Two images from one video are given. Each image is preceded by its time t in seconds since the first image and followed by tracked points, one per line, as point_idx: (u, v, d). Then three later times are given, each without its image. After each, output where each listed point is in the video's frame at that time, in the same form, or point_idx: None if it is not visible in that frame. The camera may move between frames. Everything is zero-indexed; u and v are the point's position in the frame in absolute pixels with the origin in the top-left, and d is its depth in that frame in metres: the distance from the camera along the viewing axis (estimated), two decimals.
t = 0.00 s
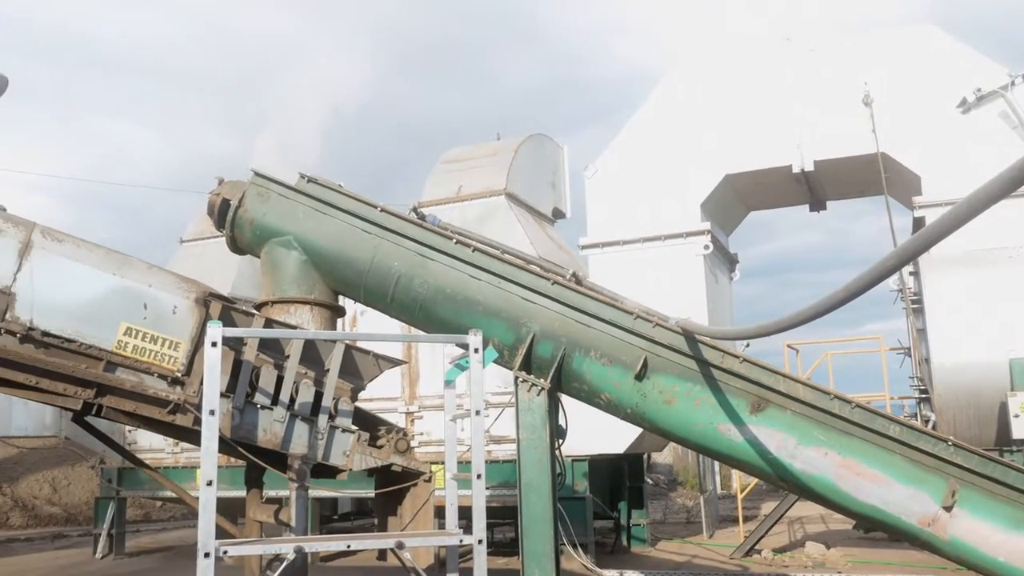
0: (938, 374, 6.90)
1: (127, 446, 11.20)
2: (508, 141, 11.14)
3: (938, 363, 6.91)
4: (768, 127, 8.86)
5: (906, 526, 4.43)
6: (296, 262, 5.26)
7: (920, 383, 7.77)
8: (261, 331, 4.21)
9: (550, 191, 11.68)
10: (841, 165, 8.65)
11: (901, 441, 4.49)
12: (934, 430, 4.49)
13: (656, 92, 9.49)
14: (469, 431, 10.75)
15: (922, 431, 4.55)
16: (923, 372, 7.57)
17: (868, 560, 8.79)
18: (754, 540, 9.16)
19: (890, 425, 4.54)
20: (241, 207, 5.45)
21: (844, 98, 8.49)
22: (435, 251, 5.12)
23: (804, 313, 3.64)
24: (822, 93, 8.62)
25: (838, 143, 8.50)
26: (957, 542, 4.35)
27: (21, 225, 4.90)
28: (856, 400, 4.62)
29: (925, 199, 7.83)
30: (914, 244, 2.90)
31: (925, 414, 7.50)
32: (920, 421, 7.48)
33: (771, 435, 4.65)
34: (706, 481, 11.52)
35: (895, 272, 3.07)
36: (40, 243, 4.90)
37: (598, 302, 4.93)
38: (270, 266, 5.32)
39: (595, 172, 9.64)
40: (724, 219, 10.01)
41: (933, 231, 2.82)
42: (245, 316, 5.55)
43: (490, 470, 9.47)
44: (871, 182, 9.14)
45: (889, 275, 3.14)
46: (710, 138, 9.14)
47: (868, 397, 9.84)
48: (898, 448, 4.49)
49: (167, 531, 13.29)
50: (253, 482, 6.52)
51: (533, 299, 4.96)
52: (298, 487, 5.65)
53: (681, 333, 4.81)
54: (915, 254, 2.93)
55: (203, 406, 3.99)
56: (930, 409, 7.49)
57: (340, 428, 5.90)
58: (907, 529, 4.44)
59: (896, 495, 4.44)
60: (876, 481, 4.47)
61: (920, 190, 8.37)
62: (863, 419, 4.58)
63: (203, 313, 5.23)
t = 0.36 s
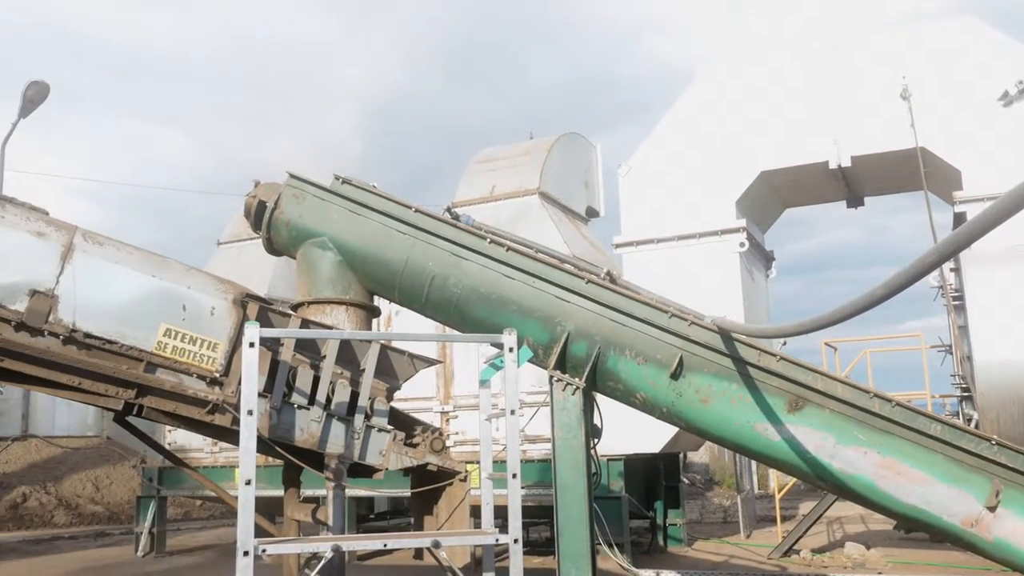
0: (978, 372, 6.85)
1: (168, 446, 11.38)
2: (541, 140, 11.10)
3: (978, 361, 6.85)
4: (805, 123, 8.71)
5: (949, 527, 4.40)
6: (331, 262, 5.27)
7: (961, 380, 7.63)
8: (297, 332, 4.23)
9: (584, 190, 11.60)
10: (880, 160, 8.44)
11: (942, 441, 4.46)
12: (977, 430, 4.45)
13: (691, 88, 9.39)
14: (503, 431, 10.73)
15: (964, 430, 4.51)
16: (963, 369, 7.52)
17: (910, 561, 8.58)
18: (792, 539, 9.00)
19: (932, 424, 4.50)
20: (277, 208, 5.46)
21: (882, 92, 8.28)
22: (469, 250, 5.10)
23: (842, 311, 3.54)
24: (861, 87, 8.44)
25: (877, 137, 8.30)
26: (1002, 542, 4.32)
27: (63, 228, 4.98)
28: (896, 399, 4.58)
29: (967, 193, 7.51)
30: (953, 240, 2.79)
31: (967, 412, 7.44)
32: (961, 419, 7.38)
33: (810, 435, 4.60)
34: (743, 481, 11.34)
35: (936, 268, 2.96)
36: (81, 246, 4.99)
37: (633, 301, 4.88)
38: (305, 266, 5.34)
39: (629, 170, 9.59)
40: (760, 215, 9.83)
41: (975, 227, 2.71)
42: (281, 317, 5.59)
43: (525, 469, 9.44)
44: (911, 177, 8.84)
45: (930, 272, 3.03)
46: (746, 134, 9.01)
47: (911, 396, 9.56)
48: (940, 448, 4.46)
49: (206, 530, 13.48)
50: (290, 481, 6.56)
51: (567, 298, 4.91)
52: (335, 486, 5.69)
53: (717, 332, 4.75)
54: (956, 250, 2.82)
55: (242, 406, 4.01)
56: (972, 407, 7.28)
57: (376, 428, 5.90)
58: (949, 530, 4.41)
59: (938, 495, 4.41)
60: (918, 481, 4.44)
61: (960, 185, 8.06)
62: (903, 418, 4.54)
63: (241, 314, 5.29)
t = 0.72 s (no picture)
0: (1015, 369, 6.68)
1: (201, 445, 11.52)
2: (568, 138, 11.06)
3: (1016, 358, 6.68)
4: (837, 117, 8.57)
5: (985, 526, 4.33)
6: (360, 262, 5.28)
7: (998, 377, 7.44)
8: (327, 331, 4.23)
9: (612, 188, 11.54)
10: (913, 156, 8.27)
11: (978, 439, 4.39)
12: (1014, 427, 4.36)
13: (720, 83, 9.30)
14: (532, 430, 10.72)
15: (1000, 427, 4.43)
16: (999, 366, 7.37)
17: (945, 561, 8.40)
18: (825, 538, 8.86)
19: (967, 422, 4.42)
20: (306, 209, 5.48)
21: (916, 84, 8.12)
22: (497, 249, 5.08)
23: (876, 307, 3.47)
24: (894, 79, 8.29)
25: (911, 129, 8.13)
26: None
27: (97, 229, 5.06)
28: (929, 396, 4.51)
29: (1002, 188, 7.33)
30: (990, 236, 2.72)
31: (1004, 410, 7.23)
32: (998, 417, 7.18)
33: (842, 433, 4.53)
34: (774, 479, 11.20)
35: (972, 264, 2.88)
36: (115, 248, 5.05)
37: (662, 299, 4.83)
38: (334, 267, 5.36)
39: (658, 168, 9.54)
40: (790, 211, 9.68)
41: (1010, 222, 2.64)
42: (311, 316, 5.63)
43: (555, 468, 9.38)
44: (945, 173, 8.63)
45: (966, 268, 2.96)
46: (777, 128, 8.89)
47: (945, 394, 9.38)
48: (975, 446, 4.39)
49: (239, 528, 13.62)
50: (321, 479, 6.59)
51: (596, 296, 4.87)
52: (365, 485, 5.70)
53: (747, 330, 4.69)
54: (992, 245, 2.75)
55: (273, 404, 4.03)
56: (1008, 405, 7.12)
57: (405, 427, 5.93)
58: (986, 529, 4.34)
59: (973, 493, 4.34)
60: (952, 479, 4.37)
61: (995, 180, 7.86)
62: (937, 416, 4.47)
63: (271, 314, 5.32)
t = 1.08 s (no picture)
0: None
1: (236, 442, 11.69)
2: (598, 134, 11.00)
3: None
4: (872, 108, 8.40)
5: None
6: (391, 260, 5.29)
7: None
8: (358, 329, 4.24)
9: (642, 183, 11.46)
10: (948, 149, 8.09)
11: (1018, 435, 4.29)
12: None
13: (751, 75, 9.17)
14: (564, 427, 10.69)
15: None
16: None
17: (985, 559, 8.19)
18: (860, 536, 8.70)
19: (1007, 418, 4.32)
20: (338, 208, 5.49)
21: (951, 74, 7.95)
22: (528, 246, 5.06)
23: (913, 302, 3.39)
24: (931, 69, 8.10)
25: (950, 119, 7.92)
26: None
27: (133, 230, 5.14)
28: (968, 392, 4.41)
29: None
30: None
31: None
32: None
33: (878, 429, 4.45)
34: (808, 476, 11.03)
35: (1012, 256, 2.80)
36: (151, 248, 5.13)
37: (694, 295, 4.78)
38: (366, 265, 5.37)
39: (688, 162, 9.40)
40: (823, 205, 9.53)
41: None
42: (343, 314, 5.66)
43: (587, 465, 9.33)
44: (983, 164, 8.35)
45: (1007, 260, 2.87)
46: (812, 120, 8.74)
47: (983, 390, 9.16)
48: (1015, 442, 4.29)
49: (274, 524, 13.80)
50: (355, 476, 6.63)
51: (627, 293, 4.83)
52: (399, 481, 5.72)
53: (781, 325, 4.62)
54: None
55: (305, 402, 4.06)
56: None
57: (437, 424, 5.94)
58: None
59: (1014, 491, 4.24)
60: (992, 476, 4.28)
61: None
62: (976, 412, 4.37)
63: (304, 313, 5.37)
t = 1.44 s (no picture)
0: None
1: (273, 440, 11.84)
2: (631, 130, 10.92)
3: None
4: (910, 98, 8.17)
5: None
6: (425, 259, 5.29)
7: None
8: (393, 327, 4.24)
9: (676, 178, 11.34)
10: (991, 143, 7.83)
11: None
12: None
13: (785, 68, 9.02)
14: (598, 425, 10.63)
15: None
16: None
17: None
18: (900, 535, 8.51)
19: None
20: (372, 208, 5.50)
21: (993, 63, 7.77)
22: (561, 243, 5.03)
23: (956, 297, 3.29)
24: (971, 58, 7.90)
25: (996, 105, 7.68)
26: None
27: (172, 231, 5.22)
28: (1011, 388, 4.30)
29: None
30: None
31: None
32: None
33: (918, 426, 4.35)
34: (847, 474, 10.83)
35: None
36: (189, 249, 5.22)
37: (730, 291, 4.71)
38: (400, 264, 5.38)
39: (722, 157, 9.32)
40: (860, 199, 9.34)
41: None
42: (377, 313, 5.68)
43: (623, 462, 9.29)
44: None
45: None
46: (850, 111, 8.55)
47: None
48: None
49: (310, 521, 13.95)
50: (391, 474, 6.66)
51: (661, 289, 4.78)
52: (434, 479, 5.72)
53: (819, 322, 4.53)
54: None
55: (343, 400, 4.07)
56: None
57: (472, 421, 5.93)
58: None
59: None
60: None
61: None
62: (1020, 409, 4.26)
63: (339, 312, 5.44)
